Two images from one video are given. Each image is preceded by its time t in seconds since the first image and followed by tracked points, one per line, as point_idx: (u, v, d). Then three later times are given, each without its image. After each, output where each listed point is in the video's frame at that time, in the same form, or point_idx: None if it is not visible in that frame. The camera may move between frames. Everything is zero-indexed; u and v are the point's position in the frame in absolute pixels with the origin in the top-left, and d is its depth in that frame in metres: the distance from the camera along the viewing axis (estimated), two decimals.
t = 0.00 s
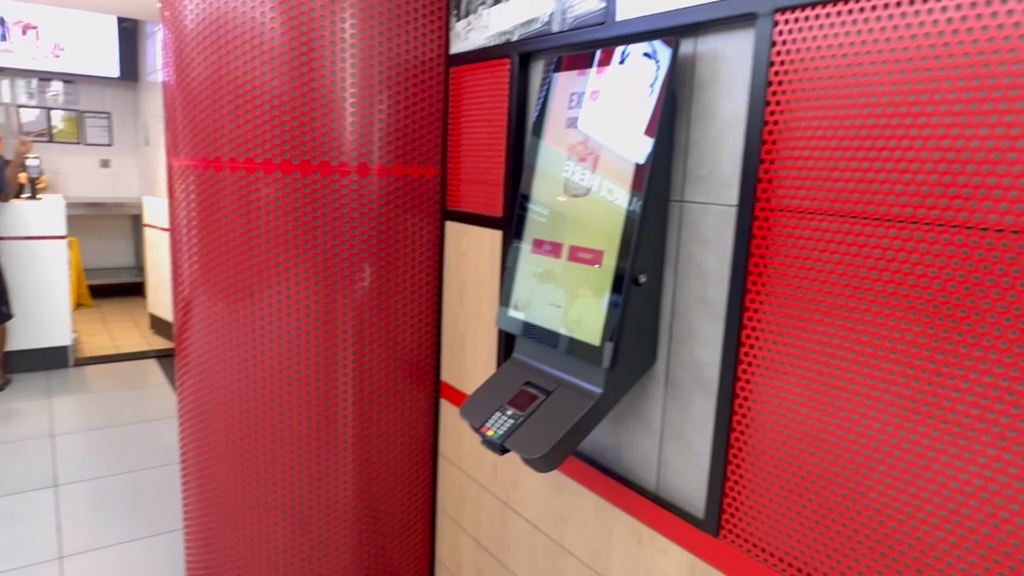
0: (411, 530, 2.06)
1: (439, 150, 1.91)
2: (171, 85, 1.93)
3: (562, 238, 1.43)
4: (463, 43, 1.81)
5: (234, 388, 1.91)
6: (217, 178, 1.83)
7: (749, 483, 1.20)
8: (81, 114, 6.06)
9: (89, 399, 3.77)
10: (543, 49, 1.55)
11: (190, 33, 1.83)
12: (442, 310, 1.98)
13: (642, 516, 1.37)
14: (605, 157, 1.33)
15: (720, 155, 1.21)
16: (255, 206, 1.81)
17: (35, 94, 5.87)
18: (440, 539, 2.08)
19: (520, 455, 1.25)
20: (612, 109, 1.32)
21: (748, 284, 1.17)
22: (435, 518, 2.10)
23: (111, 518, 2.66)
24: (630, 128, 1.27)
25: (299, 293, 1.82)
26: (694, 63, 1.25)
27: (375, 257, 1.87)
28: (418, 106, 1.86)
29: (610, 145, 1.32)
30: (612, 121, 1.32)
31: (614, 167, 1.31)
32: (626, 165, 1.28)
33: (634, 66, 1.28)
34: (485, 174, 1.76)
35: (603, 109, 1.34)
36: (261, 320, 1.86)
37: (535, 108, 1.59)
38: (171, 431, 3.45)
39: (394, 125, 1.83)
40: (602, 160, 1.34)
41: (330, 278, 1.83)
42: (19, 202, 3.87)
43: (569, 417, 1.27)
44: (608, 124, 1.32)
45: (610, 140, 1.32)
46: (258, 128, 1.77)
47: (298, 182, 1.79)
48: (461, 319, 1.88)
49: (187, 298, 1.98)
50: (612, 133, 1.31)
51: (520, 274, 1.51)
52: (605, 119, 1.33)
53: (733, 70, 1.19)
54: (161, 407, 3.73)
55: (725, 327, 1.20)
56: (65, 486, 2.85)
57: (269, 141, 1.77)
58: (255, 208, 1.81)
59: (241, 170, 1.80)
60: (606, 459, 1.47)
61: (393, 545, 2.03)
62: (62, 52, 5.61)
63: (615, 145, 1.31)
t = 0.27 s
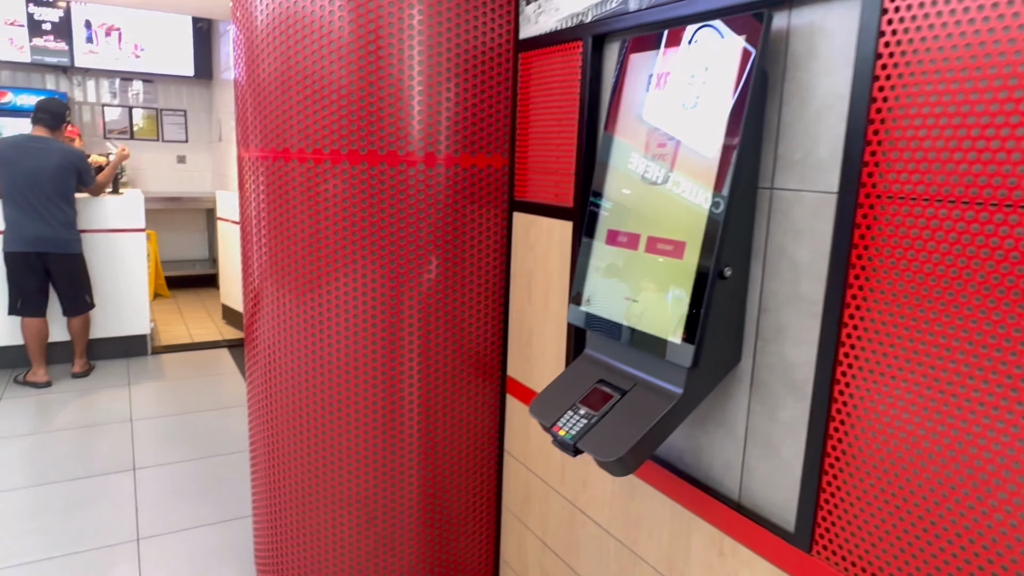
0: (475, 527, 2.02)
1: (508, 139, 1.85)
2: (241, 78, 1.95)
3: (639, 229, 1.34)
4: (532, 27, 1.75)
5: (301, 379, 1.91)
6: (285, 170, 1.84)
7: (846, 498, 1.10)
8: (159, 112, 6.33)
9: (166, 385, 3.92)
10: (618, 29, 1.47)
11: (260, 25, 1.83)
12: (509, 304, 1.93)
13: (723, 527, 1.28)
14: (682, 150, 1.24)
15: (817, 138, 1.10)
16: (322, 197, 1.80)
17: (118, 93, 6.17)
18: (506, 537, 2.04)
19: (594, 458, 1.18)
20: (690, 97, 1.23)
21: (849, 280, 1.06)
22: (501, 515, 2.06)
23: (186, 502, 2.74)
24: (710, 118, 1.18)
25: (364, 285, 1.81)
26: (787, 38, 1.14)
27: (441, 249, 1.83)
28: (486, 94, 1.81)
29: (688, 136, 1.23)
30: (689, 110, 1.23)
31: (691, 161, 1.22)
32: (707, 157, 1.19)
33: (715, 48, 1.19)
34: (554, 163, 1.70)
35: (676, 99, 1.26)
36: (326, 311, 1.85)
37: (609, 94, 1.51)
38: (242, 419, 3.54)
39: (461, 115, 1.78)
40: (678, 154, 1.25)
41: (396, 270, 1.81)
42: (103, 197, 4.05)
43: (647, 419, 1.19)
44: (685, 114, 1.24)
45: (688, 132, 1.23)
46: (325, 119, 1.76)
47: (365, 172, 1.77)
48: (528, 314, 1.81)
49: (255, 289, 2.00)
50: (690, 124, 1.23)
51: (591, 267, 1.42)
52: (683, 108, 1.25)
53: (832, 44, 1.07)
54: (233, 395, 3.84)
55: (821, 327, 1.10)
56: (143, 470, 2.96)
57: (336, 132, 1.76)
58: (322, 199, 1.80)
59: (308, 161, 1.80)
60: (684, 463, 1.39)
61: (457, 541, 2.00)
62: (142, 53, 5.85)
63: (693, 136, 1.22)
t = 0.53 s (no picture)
0: (556, 531, 1.95)
1: (596, 128, 1.77)
2: (323, 71, 1.93)
3: (751, 220, 1.20)
4: (625, 8, 1.67)
5: (380, 375, 1.88)
6: (367, 162, 1.81)
7: (1003, 525, 0.97)
8: (234, 109, 6.52)
9: (242, 375, 4.02)
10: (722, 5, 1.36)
11: (342, 16, 1.81)
12: (595, 300, 1.85)
13: (844, 547, 1.17)
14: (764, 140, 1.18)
15: (969, 116, 0.97)
16: (404, 189, 1.76)
17: (197, 91, 6.38)
18: (588, 542, 1.97)
19: (705, 471, 1.08)
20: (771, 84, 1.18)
21: (1011, 277, 0.93)
22: (583, 519, 1.99)
23: (263, 492, 2.78)
24: (792, 105, 1.13)
25: (446, 279, 1.76)
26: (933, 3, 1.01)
27: (526, 243, 1.76)
28: (574, 81, 1.73)
29: (770, 124, 1.17)
30: (771, 97, 1.18)
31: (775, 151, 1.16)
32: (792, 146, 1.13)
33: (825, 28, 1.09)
34: (646, 151, 1.60)
35: (754, 87, 1.21)
36: (407, 306, 1.81)
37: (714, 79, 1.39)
38: (315, 411, 3.59)
39: (548, 102, 1.71)
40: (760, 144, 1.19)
41: (479, 264, 1.75)
42: (185, 192, 4.18)
43: (762, 431, 1.08)
44: (767, 100, 1.18)
45: (769, 120, 1.17)
46: (408, 109, 1.72)
47: (448, 163, 1.72)
48: (616, 312, 1.72)
49: (336, 283, 1.98)
50: (771, 112, 1.17)
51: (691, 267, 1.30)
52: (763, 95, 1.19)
53: (990, 9, 0.95)
54: (305, 387, 3.91)
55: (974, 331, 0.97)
56: (223, 459, 3.02)
57: (419, 122, 1.71)
58: (404, 192, 1.76)
59: (390, 153, 1.76)
60: (795, 475, 1.28)
61: (539, 544, 1.93)
62: (219, 51, 6.02)
63: (777, 124, 1.16)
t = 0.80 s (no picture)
0: (660, 552, 1.83)
1: (714, 122, 1.63)
2: (421, 65, 1.86)
3: (926, 228, 1.03)
4: None
5: (476, 382, 1.80)
6: (466, 160, 1.72)
7: None
8: (312, 105, 6.64)
9: (322, 370, 4.05)
10: None
11: (442, 8, 1.73)
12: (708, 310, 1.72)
13: None
14: (882, 150, 1.11)
15: None
16: (504, 189, 1.66)
17: (277, 88, 6.51)
18: (695, 565, 1.84)
19: (873, 513, 0.93)
20: (887, 94, 1.12)
21: None
22: (690, 540, 1.86)
23: (347, 491, 2.76)
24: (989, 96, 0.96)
25: (546, 283, 1.66)
26: None
27: (634, 245, 1.64)
28: (689, 70, 1.58)
29: (889, 135, 1.11)
30: (886, 108, 1.12)
31: (894, 163, 1.09)
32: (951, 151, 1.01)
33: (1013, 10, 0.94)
34: (775, 148, 1.45)
35: (927, 80, 1.06)
36: (505, 311, 1.72)
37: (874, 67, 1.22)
38: (393, 408, 3.57)
39: (662, 93, 1.57)
40: (877, 155, 1.13)
41: (583, 268, 1.64)
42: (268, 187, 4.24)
43: (948, 472, 0.92)
44: (882, 111, 1.13)
45: (886, 131, 1.11)
46: (511, 104, 1.62)
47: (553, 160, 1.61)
48: (735, 323, 1.58)
49: (430, 285, 1.91)
50: (887, 123, 1.11)
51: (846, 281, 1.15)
52: (876, 107, 1.14)
53: None
54: (384, 383, 3.90)
55: None
56: (306, 455, 3.03)
57: (522, 117, 1.61)
58: (504, 191, 1.67)
59: (491, 150, 1.67)
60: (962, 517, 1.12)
61: (641, 566, 1.82)
62: (298, 48, 6.11)
63: (895, 136, 1.10)
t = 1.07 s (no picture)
0: None
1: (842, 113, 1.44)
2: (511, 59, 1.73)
3: None
4: None
5: (565, 399, 1.65)
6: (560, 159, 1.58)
7: None
8: (378, 104, 6.68)
9: (390, 371, 4.01)
10: None
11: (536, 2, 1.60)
12: (832, 327, 1.53)
13: None
14: None
15: None
16: (602, 189, 1.51)
17: (344, 87, 6.56)
18: None
19: None
20: None
21: None
22: None
23: (419, 499, 2.69)
24: None
25: (639, 293, 1.49)
26: None
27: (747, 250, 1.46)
28: (812, 54, 1.38)
29: None
30: None
31: None
32: None
33: None
34: (922, 146, 1.26)
35: None
36: (598, 323, 1.56)
37: None
38: (462, 412, 3.49)
39: (781, 80, 1.38)
40: None
41: (685, 277, 1.46)
42: (337, 186, 4.23)
43: None
44: None
45: None
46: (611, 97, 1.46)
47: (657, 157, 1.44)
48: (867, 344, 1.40)
49: (515, 293, 1.78)
50: None
51: None
52: None
53: None
54: (451, 385, 3.82)
55: None
56: (376, 460, 2.98)
57: (624, 110, 1.45)
58: (602, 192, 1.51)
59: (588, 148, 1.52)
60: None
61: None
62: (365, 47, 6.12)
63: None
